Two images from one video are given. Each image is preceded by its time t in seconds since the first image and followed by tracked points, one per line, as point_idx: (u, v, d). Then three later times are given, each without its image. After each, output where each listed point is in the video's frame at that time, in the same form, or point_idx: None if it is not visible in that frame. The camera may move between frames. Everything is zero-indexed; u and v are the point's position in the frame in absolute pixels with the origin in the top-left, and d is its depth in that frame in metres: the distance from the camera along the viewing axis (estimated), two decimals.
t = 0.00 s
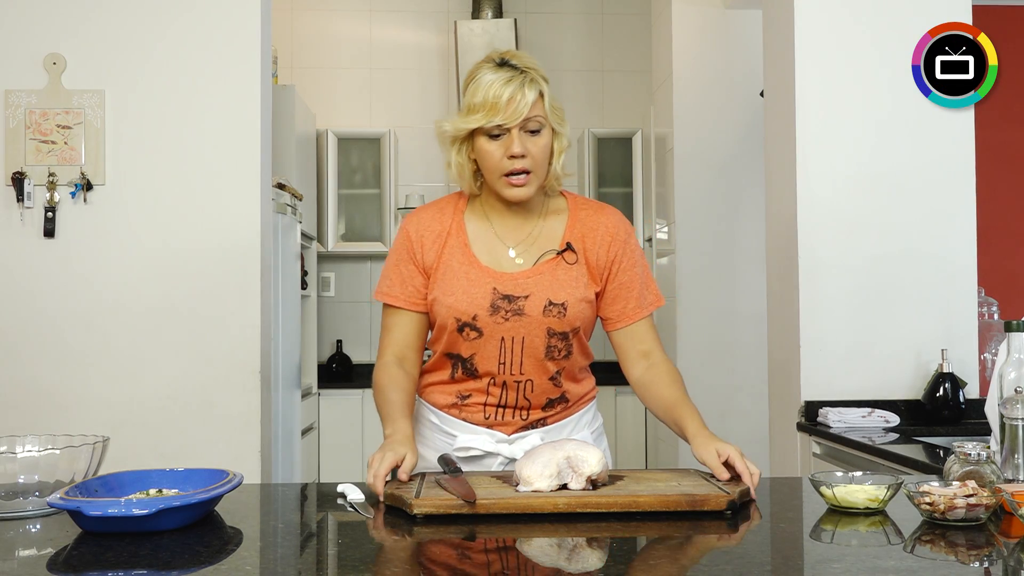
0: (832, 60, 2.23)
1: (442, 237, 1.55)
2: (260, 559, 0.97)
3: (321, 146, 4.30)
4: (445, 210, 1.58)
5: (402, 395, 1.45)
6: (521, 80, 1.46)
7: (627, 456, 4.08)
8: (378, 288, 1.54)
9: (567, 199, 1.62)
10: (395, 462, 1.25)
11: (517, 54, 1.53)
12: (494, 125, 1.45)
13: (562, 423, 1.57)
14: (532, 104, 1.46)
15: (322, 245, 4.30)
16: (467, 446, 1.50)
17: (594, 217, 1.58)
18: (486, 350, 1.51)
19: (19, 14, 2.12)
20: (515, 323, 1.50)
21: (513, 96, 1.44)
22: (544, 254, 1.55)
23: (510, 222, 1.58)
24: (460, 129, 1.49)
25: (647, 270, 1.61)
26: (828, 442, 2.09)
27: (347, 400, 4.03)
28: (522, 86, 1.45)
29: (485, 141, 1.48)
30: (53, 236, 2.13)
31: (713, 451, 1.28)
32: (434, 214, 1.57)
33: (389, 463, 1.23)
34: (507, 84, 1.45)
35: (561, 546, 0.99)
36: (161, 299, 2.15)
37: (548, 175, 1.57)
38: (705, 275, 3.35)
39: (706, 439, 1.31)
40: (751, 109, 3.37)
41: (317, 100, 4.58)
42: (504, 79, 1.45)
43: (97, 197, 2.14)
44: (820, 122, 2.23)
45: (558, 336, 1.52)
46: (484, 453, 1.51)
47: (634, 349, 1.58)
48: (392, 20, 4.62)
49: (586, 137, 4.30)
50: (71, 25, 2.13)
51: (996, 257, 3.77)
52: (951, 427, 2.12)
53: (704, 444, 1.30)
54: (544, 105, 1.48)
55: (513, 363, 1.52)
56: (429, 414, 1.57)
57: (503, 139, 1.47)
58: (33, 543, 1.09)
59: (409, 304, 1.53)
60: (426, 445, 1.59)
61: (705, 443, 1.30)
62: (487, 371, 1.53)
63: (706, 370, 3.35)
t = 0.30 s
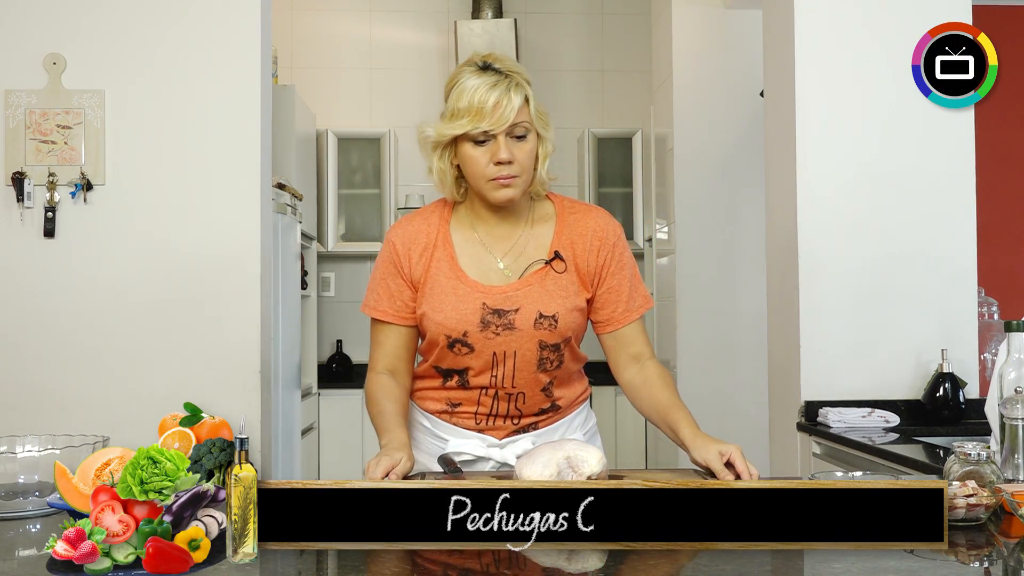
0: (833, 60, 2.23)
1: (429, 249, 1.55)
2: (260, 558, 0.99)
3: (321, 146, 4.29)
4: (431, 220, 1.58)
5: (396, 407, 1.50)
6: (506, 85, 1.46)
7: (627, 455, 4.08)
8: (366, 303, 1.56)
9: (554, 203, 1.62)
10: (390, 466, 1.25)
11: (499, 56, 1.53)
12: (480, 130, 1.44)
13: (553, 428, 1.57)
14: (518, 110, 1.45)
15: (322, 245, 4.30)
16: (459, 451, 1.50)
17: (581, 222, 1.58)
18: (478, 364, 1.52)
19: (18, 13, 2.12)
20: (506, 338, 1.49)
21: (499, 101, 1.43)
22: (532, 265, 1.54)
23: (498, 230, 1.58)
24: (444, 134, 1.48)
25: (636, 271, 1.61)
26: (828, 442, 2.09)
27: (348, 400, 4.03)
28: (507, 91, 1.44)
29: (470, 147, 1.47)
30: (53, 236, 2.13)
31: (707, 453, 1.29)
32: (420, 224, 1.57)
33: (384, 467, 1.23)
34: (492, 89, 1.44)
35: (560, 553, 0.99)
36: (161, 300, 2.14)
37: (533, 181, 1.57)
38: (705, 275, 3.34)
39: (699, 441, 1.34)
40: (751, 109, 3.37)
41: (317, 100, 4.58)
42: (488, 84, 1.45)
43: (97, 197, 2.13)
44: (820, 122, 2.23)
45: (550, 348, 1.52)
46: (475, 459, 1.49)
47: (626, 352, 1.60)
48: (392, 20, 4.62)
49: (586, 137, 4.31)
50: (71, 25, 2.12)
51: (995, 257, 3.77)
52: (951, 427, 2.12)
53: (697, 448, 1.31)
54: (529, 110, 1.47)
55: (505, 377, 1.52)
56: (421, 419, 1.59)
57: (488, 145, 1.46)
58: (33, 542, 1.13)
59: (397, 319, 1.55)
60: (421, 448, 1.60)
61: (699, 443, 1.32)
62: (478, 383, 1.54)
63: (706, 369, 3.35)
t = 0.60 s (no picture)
0: (833, 59, 2.23)
1: (438, 249, 1.54)
2: (260, 560, 1.02)
3: (321, 146, 4.29)
4: (440, 220, 1.57)
5: (387, 408, 1.48)
6: (533, 88, 1.46)
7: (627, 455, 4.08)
8: (370, 300, 1.54)
9: (562, 207, 1.62)
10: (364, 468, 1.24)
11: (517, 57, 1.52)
12: (511, 132, 1.44)
13: (556, 428, 1.58)
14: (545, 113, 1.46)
15: (322, 245, 4.30)
16: (462, 453, 1.49)
17: (590, 228, 1.59)
18: (485, 366, 1.52)
19: (18, 13, 2.11)
20: (516, 341, 1.49)
21: (530, 104, 1.43)
22: (542, 267, 1.54)
23: (507, 231, 1.57)
24: (473, 136, 1.46)
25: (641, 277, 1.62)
26: (828, 442, 2.09)
27: (348, 400, 4.03)
28: (537, 94, 1.44)
29: (497, 149, 1.47)
30: (53, 236, 2.13)
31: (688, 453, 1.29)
32: (429, 222, 1.56)
33: (359, 470, 1.22)
34: (522, 92, 1.44)
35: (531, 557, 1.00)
36: (160, 300, 2.14)
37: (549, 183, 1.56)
38: (705, 274, 3.34)
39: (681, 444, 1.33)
40: (751, 109, 3.37)
41: (317, 100, 4.58)
42: (518, 87, 1.44)
43: (97, 197, 2.13)
44: (820, 122, 2.23)
45: (557, 352, 1.53)
46: (480, 459, 1.49)
47: (623, 358, 1.59)
48: (392, 20, 4.62)
49: (586, 137, 4.31)
50: (71, 25, 2.12)
51: (995, 257, 3.77)
52: (951, 427, 2.12)
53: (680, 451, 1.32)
54: (552, 114, 1.48)
55: (512, 380, 1.53)
56: (422, 419, 1.59)
57: (516, 148, 1.46)
58: (33, 542, 1.13)
59: (403, 317, 1.53)
60: (417, 449, 1.60)
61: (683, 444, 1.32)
62: (485, 385, 1.54)
63: (706, 369, 3.35)
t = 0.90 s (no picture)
0: (833, 60, 2.23)
1: (430, 242, 1.56)
2: (260, 560, 1.02)
3: (321, 146, 4.29)
4: (435, 215, 1.58)
5: (378, 404, 1.48)
6: (529, 85, 1.46)
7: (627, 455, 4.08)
8: (365, 294, 1.56)
9: (557, 201, 1.62)
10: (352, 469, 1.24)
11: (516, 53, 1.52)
12: (504, 129, 1.43)
13: (555, 428, 1.57)
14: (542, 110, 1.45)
15: (322, 245, 4.30)
16: (460, 452, 1.52)
17: (584, 220, 1.59)
18: (478, 359, 1.52)
19: (18, 13, 2.11)
20: (507, 332, 1.49)
21: (525, 101, 1.43)
22: (534, 260, 1.54)
23: (502, 226, 1.58)
24: (467, 130, 1.46)
25: (640, 270, 1.61)
26: (828, 442, 2.09)
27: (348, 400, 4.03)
28: (532, 91, 1.44)
29: (489, 144, 1.47)
30: (53, 236, 2.13)
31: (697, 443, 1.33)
32: (423, 217, 1.58)
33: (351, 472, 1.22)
34: (517, 89, 1.44)
35: (525, 558, 1.00)
36: (160, 300, 2.14)
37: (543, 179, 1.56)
38: (705, 274, 3.34)
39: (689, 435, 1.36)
40: (751, 109, 3.37)
41: (317, 100, 4.58)
42: (514, 84, 1.44)
43: (97, 197, 2.13)
44: (820, 123, 2.23)
45: (550, 344, 1.52)
46: (476, 460, 1.52)
47: (634, 347, 1.59)
48: (392, 20, 4.62)
49: (586, 137, 4.31)
50: (71, 25, 2.12)
51: (995, 257, 3.77)
52: (950, 427, 2.12)
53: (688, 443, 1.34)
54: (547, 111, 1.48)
55: (505, 373, 1.52)
56: (419, 419, 1.59)
57: (508, 144, 1.46)
58: (33, 542, 1.13)
59: (397, 311, 1.56)
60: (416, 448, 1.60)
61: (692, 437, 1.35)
62: (479, 380, 1.53)
63: (706, 369, 3.36)
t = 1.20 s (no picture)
0: (833, 59, 2.23)
1: (429, 230, 1.58)
2: (260, 560, 1.02)
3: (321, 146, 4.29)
4: (436, 205, 1.61)
5: (366, 386, 1.54)
6: (503, 85, 1.45)
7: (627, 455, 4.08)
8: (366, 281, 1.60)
9: (560, 197, 1.60)
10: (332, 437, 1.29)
11: (510, 47, 1.49)
12: (469, 132, 1.45)
13: (552, 427, 1.55)
14: (509, 112, 1.45)
15: (322, 245, 4.30)
16: (454, 449, 1.51)
17: (583, 214, 1.57)
18: (472, 344, 1.53)
19: (17, 13, 2.11)
20: (501, 316, 1.50)
21: (489, 102, 1.43)
22: (532, 249, 1.54)
23: (500, 218, 1.58)
24: (440, 131, 1.49)
25: (642, 265, 1.58)
26: (828, 442, 2.09)
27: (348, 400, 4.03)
28: (500, 92, 1.44)
29: (462, 145, 1.49)
30: (53, 236, 2.13)
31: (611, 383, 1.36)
32: (424, 208, 1.61)
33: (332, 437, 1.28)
34: (485, 89, 1.43)
35: (524, 558, 1.00)
36: (160, 300, 2.14)
37: (533, 178, 1.53)
38: (705, 275, 3.34)
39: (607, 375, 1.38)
40: (752, 109, 3.37)
41: (317, 100, 4.58)
42: (484, 84, 1.44)
43: (97, 197, 2.13)
44: (821, 123, 2.23)
45: (545, 331, 1.52)
46: (471, 456, 1.51)
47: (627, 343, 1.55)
48: (392, 20, 4.61)
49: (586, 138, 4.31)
50: (70, 25, 2.12)
51: (996, 257, 3.77)
52: (950, 427, 2.12)
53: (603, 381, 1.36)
54: (525, 110, 1.46)
55: (500, 357, 1.52)
56: (415, 416, 1.60)
57: (480, 145, 1.47)
58: (34, 542, 1.13)
59: (395, 297, 1.59)
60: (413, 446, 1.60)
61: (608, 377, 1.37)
62: (473, 368, 1.53)
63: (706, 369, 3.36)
